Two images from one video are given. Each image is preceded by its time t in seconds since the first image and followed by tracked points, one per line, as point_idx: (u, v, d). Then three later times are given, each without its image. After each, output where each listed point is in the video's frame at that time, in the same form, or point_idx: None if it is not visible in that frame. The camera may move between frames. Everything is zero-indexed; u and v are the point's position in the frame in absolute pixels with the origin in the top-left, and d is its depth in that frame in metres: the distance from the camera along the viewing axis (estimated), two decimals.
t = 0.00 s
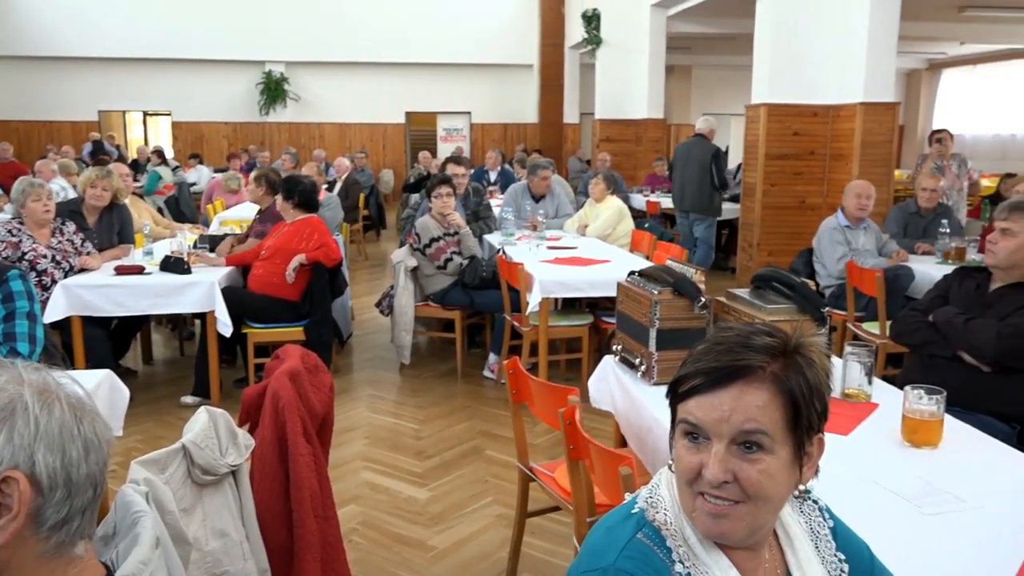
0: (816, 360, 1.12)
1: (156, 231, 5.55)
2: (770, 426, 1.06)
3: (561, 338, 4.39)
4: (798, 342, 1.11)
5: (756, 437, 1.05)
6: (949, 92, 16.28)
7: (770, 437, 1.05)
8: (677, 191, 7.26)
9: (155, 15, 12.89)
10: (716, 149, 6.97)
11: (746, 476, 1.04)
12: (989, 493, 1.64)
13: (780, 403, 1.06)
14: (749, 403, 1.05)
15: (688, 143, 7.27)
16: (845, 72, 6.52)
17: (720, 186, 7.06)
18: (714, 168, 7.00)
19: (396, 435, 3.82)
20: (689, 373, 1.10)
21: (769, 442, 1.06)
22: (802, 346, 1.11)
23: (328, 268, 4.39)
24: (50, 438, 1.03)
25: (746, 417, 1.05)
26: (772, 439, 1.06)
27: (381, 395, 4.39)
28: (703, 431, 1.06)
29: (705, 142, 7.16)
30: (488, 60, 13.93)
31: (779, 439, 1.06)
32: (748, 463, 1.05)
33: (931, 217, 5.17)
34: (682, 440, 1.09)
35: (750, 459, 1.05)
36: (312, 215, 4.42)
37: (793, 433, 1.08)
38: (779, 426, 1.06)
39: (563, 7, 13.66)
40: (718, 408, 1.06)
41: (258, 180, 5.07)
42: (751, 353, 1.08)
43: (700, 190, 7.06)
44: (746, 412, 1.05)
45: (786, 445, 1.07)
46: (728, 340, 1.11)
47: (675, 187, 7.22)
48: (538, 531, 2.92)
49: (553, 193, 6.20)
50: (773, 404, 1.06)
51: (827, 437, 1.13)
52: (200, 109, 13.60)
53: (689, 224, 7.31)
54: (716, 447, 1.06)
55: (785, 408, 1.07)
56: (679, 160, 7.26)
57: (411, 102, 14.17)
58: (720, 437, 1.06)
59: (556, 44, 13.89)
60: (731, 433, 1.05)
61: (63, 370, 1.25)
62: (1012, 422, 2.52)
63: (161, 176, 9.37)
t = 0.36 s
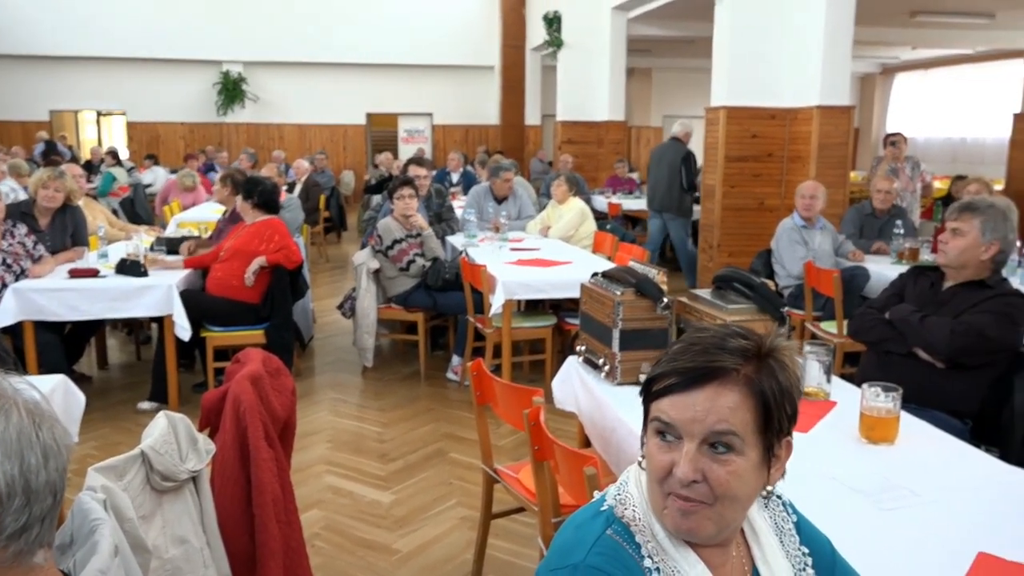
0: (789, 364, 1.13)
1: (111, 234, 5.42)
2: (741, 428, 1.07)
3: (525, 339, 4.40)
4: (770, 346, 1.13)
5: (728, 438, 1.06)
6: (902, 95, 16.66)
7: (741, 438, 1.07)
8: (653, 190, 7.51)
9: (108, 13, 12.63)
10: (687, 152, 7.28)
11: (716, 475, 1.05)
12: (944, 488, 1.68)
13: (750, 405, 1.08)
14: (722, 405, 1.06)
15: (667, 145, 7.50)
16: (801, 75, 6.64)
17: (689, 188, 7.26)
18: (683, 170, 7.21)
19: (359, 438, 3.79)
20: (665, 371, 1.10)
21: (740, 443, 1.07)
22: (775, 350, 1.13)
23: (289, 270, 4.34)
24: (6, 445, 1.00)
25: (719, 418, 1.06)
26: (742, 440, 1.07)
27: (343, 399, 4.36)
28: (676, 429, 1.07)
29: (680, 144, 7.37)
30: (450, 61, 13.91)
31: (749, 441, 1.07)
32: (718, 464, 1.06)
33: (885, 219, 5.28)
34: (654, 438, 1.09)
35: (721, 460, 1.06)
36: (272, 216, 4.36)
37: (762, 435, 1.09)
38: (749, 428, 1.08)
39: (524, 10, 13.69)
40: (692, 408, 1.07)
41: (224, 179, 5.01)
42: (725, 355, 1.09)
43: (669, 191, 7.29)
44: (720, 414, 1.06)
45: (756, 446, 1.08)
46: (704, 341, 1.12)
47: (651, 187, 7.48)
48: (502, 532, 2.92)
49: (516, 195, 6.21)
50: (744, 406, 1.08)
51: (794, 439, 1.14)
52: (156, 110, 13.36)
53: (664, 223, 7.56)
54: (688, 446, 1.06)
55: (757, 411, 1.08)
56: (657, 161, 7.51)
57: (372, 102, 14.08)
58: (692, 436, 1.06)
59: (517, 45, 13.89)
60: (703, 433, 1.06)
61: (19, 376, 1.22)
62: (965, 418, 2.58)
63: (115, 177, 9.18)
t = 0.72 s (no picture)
0: (734, 365, 1.14)
1: (62, 236, 5.30)
2: (685, 431, 1.07)
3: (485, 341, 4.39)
4: (715, 347, 1.14)
5: (672, 441, 1.07)
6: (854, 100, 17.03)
7: (686, 441, 1.07)
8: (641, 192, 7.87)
9: (58, 11, 12.34)
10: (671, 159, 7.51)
11: (663, 479, 1.06)
12: (895, 484, 1.72)
13: (694, 408, 1.08)
14: (665, 408, 1.07)
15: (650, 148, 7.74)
16: (757, 80, 6.74)
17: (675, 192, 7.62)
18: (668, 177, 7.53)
19: (318, 443, 3.75)
20: (610, 377, 1.11)
21: (686, 446, 1.07)
22: (720, 351, 1.14)
23: (246, 274, 4.28)
24: None
25: (662, 422, 1.07)
26: (687, 443, 1.07)
27: (302, 403, 4.31)
28: (621, 433, 1.08)
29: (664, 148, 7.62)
30: (409, 63, 13.86)
31: (695, 443, 1.08)
32: (664, 467, 1.06)
33: (839, 221, 5.39)
34: (603, 443, 1.10)
35: (667, 463, 1.06)
36: (228, 218, 4.29)
37: (709, 437, 1.10)
38: (694, 431, 1.08)
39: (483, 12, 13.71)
40: (636, 412, 1.07)
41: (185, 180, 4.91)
42: (668, 359, 1.10)
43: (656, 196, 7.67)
44: (663, 417, 1.07)
45: (701, 448, 1.09)
46: (649, 345, 1.13)
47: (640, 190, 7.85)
48: (464, 535, 2.91)
49: (476, 197, 6.20)
50: (688, 409, 1.08)
51: (743, 439, 1.15)
52: (108, 110, 13.09)
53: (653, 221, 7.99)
54: (634, 451, 1.07)
55: (701, 413, 1.09)
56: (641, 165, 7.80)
57: (331, 104, 13.96)
58: (638, 441, 1.07)
59: (476, 48, 13.89)
60: (648, 437, 1.07)
61: None
62: (916, 417, 2.64)
63: (65, 179, 8.97)
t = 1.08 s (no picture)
0: (691, 364, 1.15)
1: (15, 241, 5.17)
2: (644, 431, 1.08)
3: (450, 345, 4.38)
4: (672, 347, 1.14)
5: (631, 442, 1.07)
6: (812, 104, 17.33)
7: (645, 441, 1.08)
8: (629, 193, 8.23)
9: (10, 10, 12.06)
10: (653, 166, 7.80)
11: (624, 480, 1.06)
12: (852, 482, 1.75)
13: (653, 408, 1.09)
14: (624, 409, 1.08)
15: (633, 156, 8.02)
16: (718, 84, 6.82)
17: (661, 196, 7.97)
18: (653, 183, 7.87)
19: (280, 449, 3.71)
20: (569, 379, 1.11)
21: (644, 447, 1.08)
22: (677, 351, 1.14)
23: (206, 279, 4.21)
24: None
25: (622, 423, 1.07)
26: (646, 443, 1.08)
27: (264, 409, 4.25)
28: (581, 435, 1.08)
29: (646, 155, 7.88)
30: (372, 65, 13.80)
31: (654, 443, 1.09)
32: (624, 468, 1.07)
33: (799, 224, 5.47)
34: (564, 445, 1.10)
35: (627, 464, 1.07)
36: (188, 222, 4.22)
37: (668, 436, 1.10)
38: (653, 430, 1.08)
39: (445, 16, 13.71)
40: (595, 414, 1.08)
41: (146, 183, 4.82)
42: (626, 359, 1.11)
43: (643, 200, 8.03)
44: (622, 418, 1.07)
45: (661, 448, 1.09)
46: (607, 346, 1.13)
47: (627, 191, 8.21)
48: (428, 540, 2.90)
49: (440, 201, 6.19)
50: (647, 409, 1.09)
51: (702, 438, 1.16)
52: (63, 112, 12.83)
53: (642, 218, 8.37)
54: (594, 452, 1.07)
55: (659, 413, 1.09)
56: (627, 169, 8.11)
57: (292, 106, 13.84)
58: (598, 442, 1.07)
59: (439, 51, 13.88)
60: (607, 438, 1.07)
61: None
62: (875, 416, 2.68)
63: (18, 182, 8.77)
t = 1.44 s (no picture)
0: (665, 364, 1.16)
1: None
2: (620, 430, 1.09)
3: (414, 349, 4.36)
4: (648, 348, 1.15)
5: (608, 441, 1.08)
6: (771, 109, 17.59)
7: (621, 440, 1.09)
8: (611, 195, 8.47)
9: None
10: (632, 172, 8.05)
11: (599, 478, 1.07)
12: (814, 481, 1.78)
13: (629, 408, 1.10)
14: (601, 408, 1.08)
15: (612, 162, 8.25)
16: (679, 90, 6.90)
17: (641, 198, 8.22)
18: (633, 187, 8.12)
19: (242, 457, 3.66)
20: (547, 379, 1.12)
21: (621, 445, 1.09)
22: (652, 351, 1.16)
23: (165, 284, 4.14)
24: None
25: (599, 422, 1.08)
26: (623, 442, 1.09)
27: (225, 416, 4.20)
28: (559, 434, 1.09)
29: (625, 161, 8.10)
30: (334, 68, 13.70)
31: (630, 442, 1.09)
32: (600, 467, 1.08)
33: (760, 227, 5.54)
34: (540, 445, 1.11)
35: (603, 463, 1.08)
36: (146, 227, 4.15)
37: (643, 436, 1.11)
38: (629, 429, 1.09)
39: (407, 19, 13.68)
40: (573, 413, 1.09)
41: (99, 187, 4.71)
42: (604, 359, 1.11)
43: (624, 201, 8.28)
44: (599, 417, 1.08)
45: (636, 446, 1.10)
46: (584, 346, 1.14)
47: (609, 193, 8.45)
48: (393, 546, 2.88)
49: (403, 204, 6.16)
50: (623, 409, 1.10)
51: (675, 438, 1.17)
52: (15, 115, 12.53)
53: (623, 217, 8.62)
54: (571, 451, 1.08)
55: (635, 413, 1.10)
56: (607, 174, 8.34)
57: (253, 110, 13.70)
58: (575, 441, 1.08)
59: (402, 54, 13.84)
60: (585, 437, 1.08)
61: None
62: (833, 415, 2.72)
63: None
